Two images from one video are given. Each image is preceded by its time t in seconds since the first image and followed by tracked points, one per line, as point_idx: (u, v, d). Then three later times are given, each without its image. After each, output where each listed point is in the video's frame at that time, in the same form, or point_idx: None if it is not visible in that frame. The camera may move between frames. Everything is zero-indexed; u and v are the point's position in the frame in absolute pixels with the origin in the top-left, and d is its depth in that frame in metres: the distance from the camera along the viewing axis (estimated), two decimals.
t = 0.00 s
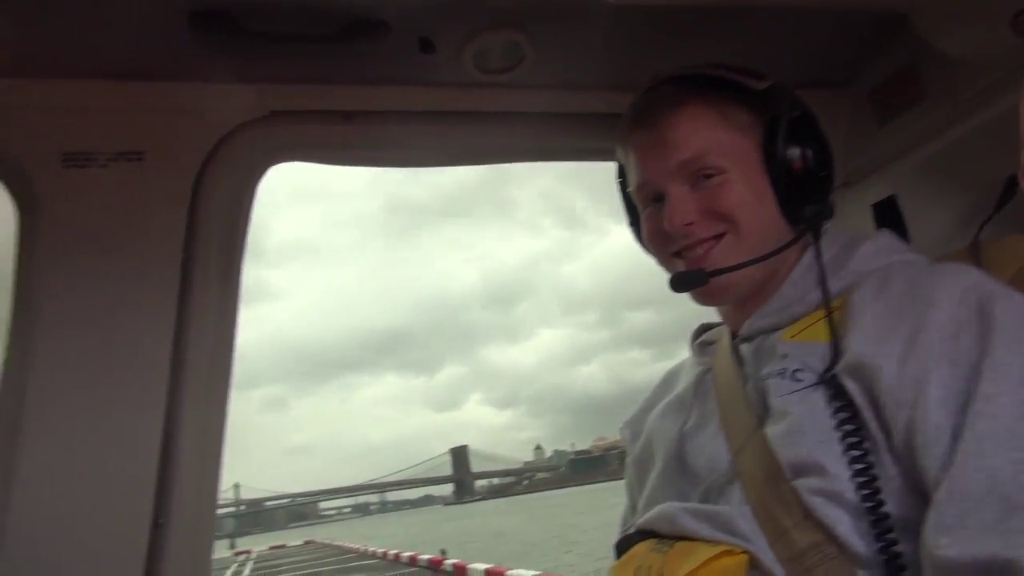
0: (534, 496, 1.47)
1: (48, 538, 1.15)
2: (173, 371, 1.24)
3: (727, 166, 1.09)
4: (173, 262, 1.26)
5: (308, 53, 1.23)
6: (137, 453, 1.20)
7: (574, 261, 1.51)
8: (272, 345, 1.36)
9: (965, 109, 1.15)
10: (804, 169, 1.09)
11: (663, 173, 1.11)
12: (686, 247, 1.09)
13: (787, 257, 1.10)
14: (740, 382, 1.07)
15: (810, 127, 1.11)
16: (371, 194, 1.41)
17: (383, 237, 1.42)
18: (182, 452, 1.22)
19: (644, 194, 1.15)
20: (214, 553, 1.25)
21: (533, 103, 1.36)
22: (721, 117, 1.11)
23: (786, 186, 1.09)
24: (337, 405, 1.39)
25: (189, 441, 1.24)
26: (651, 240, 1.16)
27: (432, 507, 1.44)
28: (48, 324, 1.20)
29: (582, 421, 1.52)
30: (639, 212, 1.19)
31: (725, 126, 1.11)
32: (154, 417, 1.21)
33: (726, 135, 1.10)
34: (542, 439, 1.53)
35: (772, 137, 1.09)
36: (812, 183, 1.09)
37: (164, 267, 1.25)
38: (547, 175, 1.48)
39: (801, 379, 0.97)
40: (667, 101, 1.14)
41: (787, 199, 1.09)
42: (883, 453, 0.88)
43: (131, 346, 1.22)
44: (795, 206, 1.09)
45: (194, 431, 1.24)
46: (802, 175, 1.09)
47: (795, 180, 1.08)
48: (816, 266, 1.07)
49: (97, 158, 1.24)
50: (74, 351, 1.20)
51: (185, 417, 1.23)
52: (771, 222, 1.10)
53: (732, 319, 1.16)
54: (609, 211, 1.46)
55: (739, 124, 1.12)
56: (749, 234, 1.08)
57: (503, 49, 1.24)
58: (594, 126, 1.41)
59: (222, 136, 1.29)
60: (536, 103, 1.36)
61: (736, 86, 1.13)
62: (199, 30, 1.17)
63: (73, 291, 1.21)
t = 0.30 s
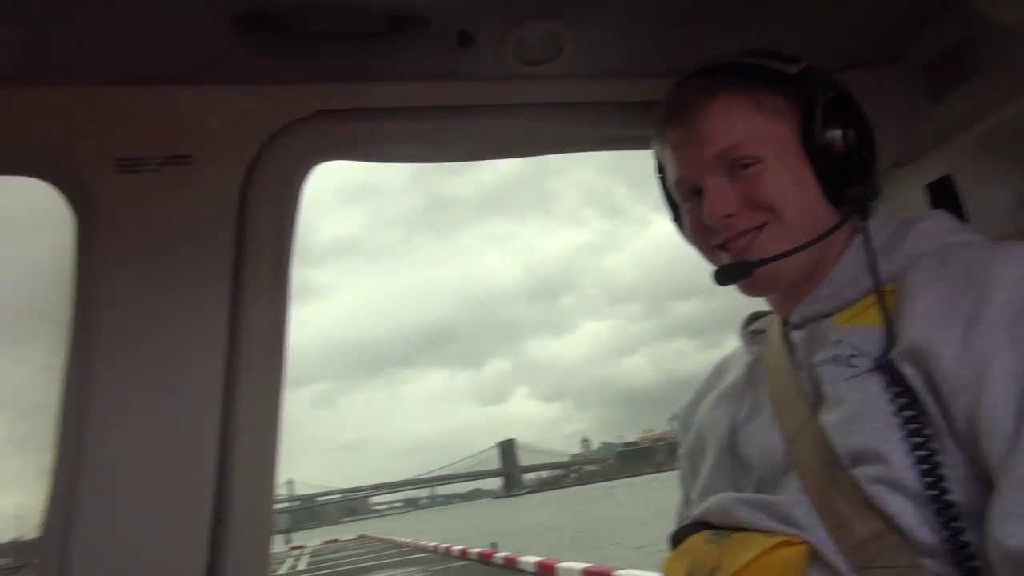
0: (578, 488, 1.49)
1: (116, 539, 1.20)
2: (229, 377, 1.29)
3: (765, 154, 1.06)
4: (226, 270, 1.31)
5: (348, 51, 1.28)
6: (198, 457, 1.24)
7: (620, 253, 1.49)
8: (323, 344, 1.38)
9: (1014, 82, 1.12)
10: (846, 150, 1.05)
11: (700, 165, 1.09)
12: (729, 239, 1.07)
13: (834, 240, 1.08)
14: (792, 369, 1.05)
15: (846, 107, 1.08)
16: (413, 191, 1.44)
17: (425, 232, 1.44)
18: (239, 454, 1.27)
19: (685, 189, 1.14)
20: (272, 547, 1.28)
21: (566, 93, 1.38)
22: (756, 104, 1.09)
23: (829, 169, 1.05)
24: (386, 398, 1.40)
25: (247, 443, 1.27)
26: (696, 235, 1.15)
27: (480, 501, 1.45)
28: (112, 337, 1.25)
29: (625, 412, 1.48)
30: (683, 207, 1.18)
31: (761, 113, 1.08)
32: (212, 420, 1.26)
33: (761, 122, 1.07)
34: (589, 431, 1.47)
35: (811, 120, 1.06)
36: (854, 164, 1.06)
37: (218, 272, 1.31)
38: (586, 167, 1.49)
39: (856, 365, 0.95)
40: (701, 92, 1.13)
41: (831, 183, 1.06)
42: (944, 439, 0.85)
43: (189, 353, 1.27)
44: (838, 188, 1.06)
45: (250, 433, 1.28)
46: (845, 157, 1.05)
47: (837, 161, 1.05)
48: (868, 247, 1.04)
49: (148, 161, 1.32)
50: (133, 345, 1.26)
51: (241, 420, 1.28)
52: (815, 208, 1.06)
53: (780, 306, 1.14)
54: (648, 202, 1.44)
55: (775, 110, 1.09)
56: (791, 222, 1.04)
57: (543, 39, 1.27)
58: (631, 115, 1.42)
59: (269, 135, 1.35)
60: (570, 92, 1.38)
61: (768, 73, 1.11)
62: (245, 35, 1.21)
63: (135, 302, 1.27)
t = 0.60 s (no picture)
0: (633, 483, 1.46)
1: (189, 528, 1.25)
2: (292, 374, 1.32)
3: (806, 158, 1.03)
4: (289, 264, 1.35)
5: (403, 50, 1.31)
6: (263, 451, 1.28)
7: (675, 246, 1.43)
8: (379, 338, 1.41)
9: None
10: (899, 137, 1.01)
11: (744, 174, 1.09)
12: (781, 246, 1.06)
13: (897, 231, 1.05)
14: (861, 364, 1.03)
15: (892, 93, 1.05)
16: (468, 187, 1.45)
17: (478, 228, 1.44)
18: (303, 450, 1.30)
19: (735, 198, 1.14)
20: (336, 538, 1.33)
21: (620, 84, 1.41)
22: (795, 107, 1.06)
23: (881, 158, 1.02)
24: (441, 392, 1.41)
25: (310, 439, 1.31)
26: (752, 241, 1.14)
27: (537, 494, 1.46)
28: (181, 335, 1.32)
29: (687, 407, 1.42)
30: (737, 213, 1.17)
31: (799, 116, 1.06)
32: (275, 415, 1.30)
33: (800, 126, 1.05)
34: (645, 425, 1.44)
35: (855, 110, 1.03)
36: (907, 151, 1.02)
37: (279, 270, 1.35)
38: (639, 159, 1.49)
39: (929, 359, 0.92)
40: (740, 100, 1.12)
41: (884, 172, 1.02)
42: None
43: (253, 350, 1.32)
44: (893, 177, 1.02)
45: (313, 428, 1.32)
46: (899, 143, 1.01)
47: (889, 148, 1.01)
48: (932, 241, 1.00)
49: (213, 162, 1.37)
50: (206, 339, 1.32)
51: (306, 418, 1.31)
52: (868, 204, 1.03)
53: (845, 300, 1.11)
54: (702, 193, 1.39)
55: (815, 110, 1.06)
56: (840, 222, 1.02)
57: (597, 32, 1.30)
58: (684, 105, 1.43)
59: (327, 135, 1.39)
60: (624, 83, 1.41)
61: (806, 70, 1.09)
62: (305, 38, 1.26)
63: (202, 301, 1.33)
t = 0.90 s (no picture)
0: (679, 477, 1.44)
1: (245, 523, 1.29)
2: (342, 370, 1.35)
3: (839, 164, 1.01)
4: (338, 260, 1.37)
5: (447, 48, 1.33)
6: (314, 447, 1.31)
7: (717, 239, 1.43)
8: (421, 335, 1.41)
9: None
10: (939, 128, 0.99)
11: (782, 183, 1.08)
12: (826, 252, 1.05)
13: (951, 218, 1.02)
14: (918, 358, 1.01)
15: (927, 84, 1.03)
16: (509, 183, 1.45)
17: (518, 222, 1.44)
18: (354, 447, 1.33)
19: (779, 205, 1.13)
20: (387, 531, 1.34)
21: (663, 76, 1.41)
22: (823, 114, 1.04)
23: (923, 151, 0.99)
24: (484, 389, 1.40)
25: (360, 435, 1.34)
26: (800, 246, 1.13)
27: (581, 489, 1.43)
28: (233, 331, 1.35)
29: (733, 402, 1.41)
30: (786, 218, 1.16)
31: (828, 123, 1.03)
32: (325, 410, 1.33)
33: (831, 132, 1.03)
34: (691, 419, 1.41)
35: (889, 105, 1.01)
36: (948, 143, 1.00)
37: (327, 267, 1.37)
38: (680, 151, 1.48)
39: (989, 354, 0.90)
40: (773, 108, 1.11)
41: (927, 166, 0.99)
42: None
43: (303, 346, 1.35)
44: (937, 170, 0.99)
45: (363, 424, 1.34)
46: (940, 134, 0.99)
47: (930, 141, 0.99)
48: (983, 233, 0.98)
49: (259, 163, 1.40)
50: (258, 336, 1.35)
51: (354, 416, 1.34)
52: (912, 204, 1.00)
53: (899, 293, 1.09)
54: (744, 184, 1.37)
55: (845, 113, 1.04)
56: (881, 226, 0.99)
57: (641, 25, 1.31)
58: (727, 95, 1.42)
59: (374, 133, 1.40)
60: (667, 75, 1.41)
61: (830, 73, 1.07)
62: (352, 40, 1.28)
63: (253, 299, 1.36)
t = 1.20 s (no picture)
0: (758, 474, 1.41)
1: (334, 507, 1.34)
2: (423, 361, 1.38)
3: (928, 156, 0.99)
4: (417, 256, 1.41)
5: (522, 44, 1.35)
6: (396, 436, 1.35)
7: (793, 228, 1.39)
8: (495, 331, 1.42)
9: None
10: None
11: (866, 178, 1.06)
12: (920, 245, 1.03)
13: None
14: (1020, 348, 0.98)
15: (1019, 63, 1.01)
16: (578, 176, 1.44)
17: (587, 214, 1.43)
18: (435, 435, 1.36)
19: (863, 199, 1.11)
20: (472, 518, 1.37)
21: (739, 62, 1.40)
22: (906, 106, 1.02)
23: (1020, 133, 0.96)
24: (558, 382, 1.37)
25: (441, 425, 1.37)
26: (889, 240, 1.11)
27: (657, 484, 1.39)
28: (316, 327, 1.41)
29: (814, 392, 1.38)
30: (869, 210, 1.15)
31: (912, 114, 1.01)
32: (407, 400, 1.37)
33: (916, 123, 1.00)
34: (771, 413, 1.38)
35: (977, 88, 0.98)
36: None
37: (407, 262, 1.41)
38: (756, 138, 1.43)
39: None
40: (852, 101, 1.09)
41: None
42: None
43: (385, 338, 1.39)
44: None
45: (444, 412, 1.37)
46: None
47: None
48: None
49: (336, 163, 1.45)
50: (341, 334, 1.40)
51: (436, 406, 1.37)
52: (1009, 191, 0.97)
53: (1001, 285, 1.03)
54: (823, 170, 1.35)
55: (929, 103, 1.01)
56: (978, 218, 0.97)
57: (716, 13, 1.34)
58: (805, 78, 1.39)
59: (445, 135, 1.44)
60: (742, 60, 1.40)
61: (911, 61, 1.04)
62: (431, 37, 1.32)
63: (336, 293, 1.41)
